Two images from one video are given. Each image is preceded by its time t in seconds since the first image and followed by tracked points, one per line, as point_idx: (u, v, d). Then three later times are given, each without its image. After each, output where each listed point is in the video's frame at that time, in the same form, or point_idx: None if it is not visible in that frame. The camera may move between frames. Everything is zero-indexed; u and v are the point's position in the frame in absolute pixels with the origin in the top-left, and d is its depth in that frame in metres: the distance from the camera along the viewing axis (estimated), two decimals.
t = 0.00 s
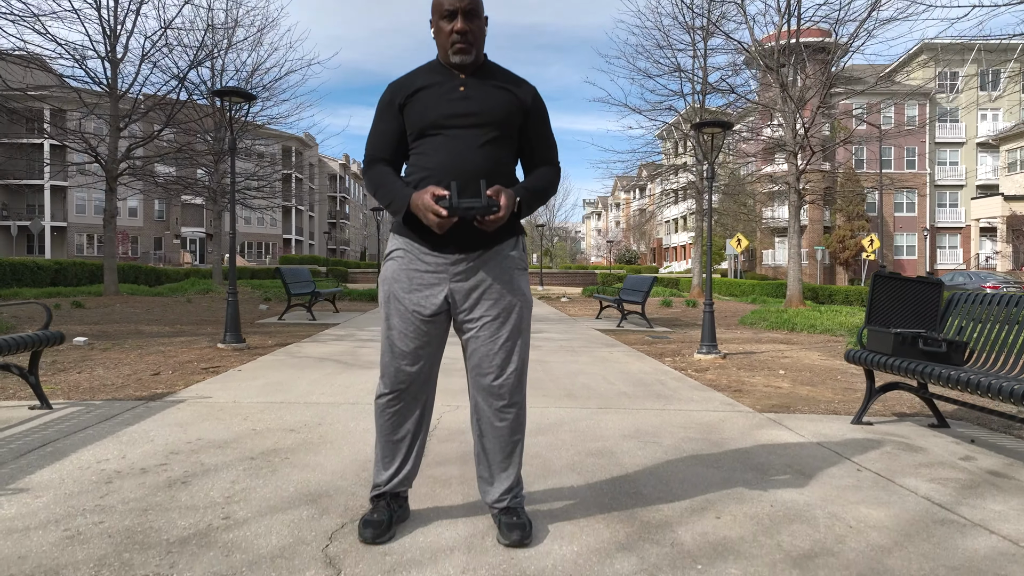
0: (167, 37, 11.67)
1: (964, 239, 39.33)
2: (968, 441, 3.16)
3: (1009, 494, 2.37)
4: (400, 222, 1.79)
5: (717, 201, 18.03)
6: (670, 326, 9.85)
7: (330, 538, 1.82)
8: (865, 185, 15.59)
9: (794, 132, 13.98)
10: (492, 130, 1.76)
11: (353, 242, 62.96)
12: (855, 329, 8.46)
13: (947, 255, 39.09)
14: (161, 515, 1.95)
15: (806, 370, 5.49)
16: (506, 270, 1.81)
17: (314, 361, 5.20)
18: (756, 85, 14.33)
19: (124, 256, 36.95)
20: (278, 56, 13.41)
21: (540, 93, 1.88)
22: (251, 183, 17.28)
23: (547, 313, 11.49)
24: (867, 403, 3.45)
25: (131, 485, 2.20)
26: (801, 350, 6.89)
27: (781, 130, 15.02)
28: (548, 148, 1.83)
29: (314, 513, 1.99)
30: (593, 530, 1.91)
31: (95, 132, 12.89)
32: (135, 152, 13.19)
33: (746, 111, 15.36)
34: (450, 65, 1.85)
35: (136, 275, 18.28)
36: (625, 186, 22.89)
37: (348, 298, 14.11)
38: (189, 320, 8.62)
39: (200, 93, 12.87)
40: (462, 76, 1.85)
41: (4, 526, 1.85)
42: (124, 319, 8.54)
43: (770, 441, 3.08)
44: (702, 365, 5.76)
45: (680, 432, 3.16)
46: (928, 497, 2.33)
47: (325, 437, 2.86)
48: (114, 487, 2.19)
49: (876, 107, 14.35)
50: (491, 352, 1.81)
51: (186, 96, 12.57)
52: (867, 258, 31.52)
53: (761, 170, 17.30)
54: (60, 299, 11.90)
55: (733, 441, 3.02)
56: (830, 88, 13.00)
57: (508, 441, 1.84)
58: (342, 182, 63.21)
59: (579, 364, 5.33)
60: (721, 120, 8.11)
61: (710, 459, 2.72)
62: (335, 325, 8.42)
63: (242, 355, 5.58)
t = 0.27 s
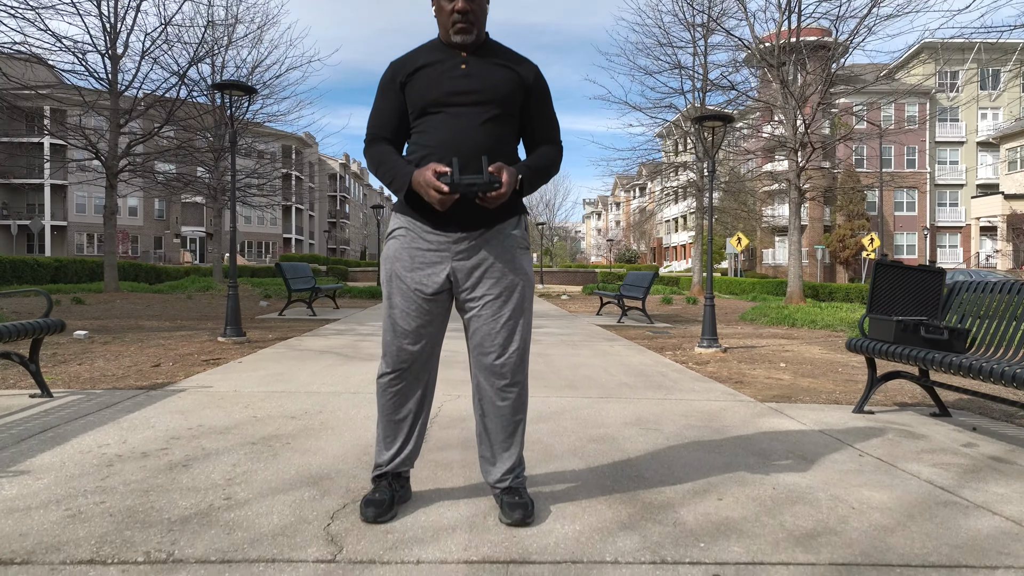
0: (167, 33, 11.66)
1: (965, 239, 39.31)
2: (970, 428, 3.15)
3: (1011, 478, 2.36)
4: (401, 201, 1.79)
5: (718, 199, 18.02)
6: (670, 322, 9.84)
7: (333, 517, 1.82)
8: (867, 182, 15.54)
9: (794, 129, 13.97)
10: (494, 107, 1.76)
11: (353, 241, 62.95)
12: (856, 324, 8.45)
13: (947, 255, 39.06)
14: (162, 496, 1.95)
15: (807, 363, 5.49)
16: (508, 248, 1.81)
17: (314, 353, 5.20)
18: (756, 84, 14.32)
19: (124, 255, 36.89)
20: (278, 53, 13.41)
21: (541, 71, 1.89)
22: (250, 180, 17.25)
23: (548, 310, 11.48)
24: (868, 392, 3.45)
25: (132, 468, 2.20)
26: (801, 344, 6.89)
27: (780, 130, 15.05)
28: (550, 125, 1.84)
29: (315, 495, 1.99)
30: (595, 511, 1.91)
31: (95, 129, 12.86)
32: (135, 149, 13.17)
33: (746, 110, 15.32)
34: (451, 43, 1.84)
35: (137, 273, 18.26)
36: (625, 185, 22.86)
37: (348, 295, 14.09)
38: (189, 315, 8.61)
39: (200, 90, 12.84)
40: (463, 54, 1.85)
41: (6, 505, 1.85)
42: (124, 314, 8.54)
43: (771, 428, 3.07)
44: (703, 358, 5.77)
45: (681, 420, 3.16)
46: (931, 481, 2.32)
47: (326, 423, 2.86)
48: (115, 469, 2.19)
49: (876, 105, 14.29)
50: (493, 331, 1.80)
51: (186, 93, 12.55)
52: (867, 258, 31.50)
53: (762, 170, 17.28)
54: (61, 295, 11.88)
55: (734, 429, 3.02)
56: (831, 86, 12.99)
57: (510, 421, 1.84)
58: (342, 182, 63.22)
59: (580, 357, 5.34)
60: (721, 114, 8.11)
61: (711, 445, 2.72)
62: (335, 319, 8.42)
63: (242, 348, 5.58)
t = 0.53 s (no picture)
0: (167, 30, 11.64)
1: (964, 238, 39.30)
2: (971, 417, 3.15)
3: (1014, 463, 2.36)
4: (402, 180, 1.79)
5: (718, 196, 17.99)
6: (670, 318, 9.84)
7: (334, 498, 1.81)
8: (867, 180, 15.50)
9: (795, 127, 13.96)
10: (496, 85, 1.77)
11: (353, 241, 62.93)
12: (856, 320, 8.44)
13: (947, 254, 39.06)
14: (163, 478, 1.95)
15: (808, 356, 5.49)
16: (509, 228, 1.81)
17: (315, 346, 5.20)
18: (757, 82, 14.31)
19: (123, 254, 36.83)
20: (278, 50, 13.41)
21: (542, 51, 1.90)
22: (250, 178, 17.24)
23: (548, 306, 11.47)
24: (870, 381, 3.44)
25: (133, 452, 2.20)
26: (802, 339, 6.88)
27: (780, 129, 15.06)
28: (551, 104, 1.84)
29: (316, 477, 1.98)
30: (597, 493, 1.90)
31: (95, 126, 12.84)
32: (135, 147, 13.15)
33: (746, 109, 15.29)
34: (452, 24, 1.84)
35: (137, 271, 18.24)
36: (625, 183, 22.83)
37: (348, 293, 14.07)
38: (190, 311, 8.60)
39: (200, 87, 12.82)
40: (465, 34, 1.85)
41: (7, 486, 1.85)
42: (124, 310, 8.53)
43: (772, 417, 3.07)
44: (703, 352, 5.77)
45: (683, 408, 3.16)
46: (933, 465, 2.32)
47: (326, 411, 2.85)
48: (115, 453, 2.19)
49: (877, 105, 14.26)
50: (494, 311, 1.80)
51: (186, 90, 12.53)
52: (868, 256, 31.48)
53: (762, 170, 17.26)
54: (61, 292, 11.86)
55: (736, 417, 3.02)
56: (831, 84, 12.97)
57: (512, 402, 1.83)
58: (342, 181, 63.20)
59: (580, 350, 5.34)
60: (722, 107, 8.10)
61: (713, 432, 2.71)
62: (336, 315, 8.41)
63: (242, 342, 5.58)
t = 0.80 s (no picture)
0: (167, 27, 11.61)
1: (964, 237, 39.31)
2: (973, 407, 3.14)
3: (1015, 449, 2.35)
4: (403, 161, 1.78)
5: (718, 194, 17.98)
6: (671, 315, 9.84)
7: (335, 480, 1.81)
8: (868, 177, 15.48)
9: (795, 125, 13.95)
10: (497, 67, 1.76)
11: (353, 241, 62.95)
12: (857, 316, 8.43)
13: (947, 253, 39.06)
14: (163, 462, 1.94)
15: (808, 350, 5.49)
16: (510, 210, 1.80)
17: (315, 340, 5.20)
18: (757, 81, 14.31)
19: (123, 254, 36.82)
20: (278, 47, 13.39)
21: (543, 33, 1.89)
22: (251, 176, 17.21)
23: (548, 303, 11.47)
24: (871, 371, 3.43)
25: (133, 438, 2.19)
26: (802, 334, 6.88)
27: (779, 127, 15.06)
28: (552, 86, 1.84)
29: (317, 461, 1.98)
30: (598, 476, 1.90)
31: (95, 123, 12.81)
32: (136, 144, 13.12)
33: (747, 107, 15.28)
34: (453, 5, 1.84)
35: (137, 269, 18.24)
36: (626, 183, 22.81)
37: (348, 290, 14.05)
38: (190, 307, 8.60)
39: (200, 85, 12.80)
40: (465, 15, 1.84)
41: (7, 469, 1.85)
42: (124, 306, 8.52)
43: (773, 406, 3.07)
44: (704, 346, 5.77)
45: (684, 398, 3.15)
46: (936, 452, 2.32)
47: (326, 400, 2.85)
48: (116, 439, 2.18)
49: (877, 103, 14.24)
50: (495, 293, 1.80)
51: (186, 87, 12.51)
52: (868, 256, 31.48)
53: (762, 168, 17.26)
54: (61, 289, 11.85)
55: (737, 406, 3.01)
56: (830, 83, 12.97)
57: (513, 383, 1.83)
58: (342, 181, 63.21)
59: (581, 344, 5.33)
60: (723, 101, 8.08)
61: (714, 420, 2.71)
62: (336, 311, 8.41)
63: (243, 336, 5.57)
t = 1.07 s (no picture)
0: (168, 25, 11.60)
1: (964, 236, 39.32)
2: (975, 399, 3.14)
3: (1017, 438, 2.35)
4: (405, 147, 1.78)
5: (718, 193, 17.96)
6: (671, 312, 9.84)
7: (336, 467, 1.80)
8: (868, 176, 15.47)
9: (795, 124, 13.94)
10: (499, 52, 1.76)
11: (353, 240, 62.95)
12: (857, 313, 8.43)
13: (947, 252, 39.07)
14: (164, 449, 1.93)
15: (809, 346, 5.48)
16: (512, 195, 1.80)
17: (315, 335, 5.20)
18: (757, 80, 14.29)
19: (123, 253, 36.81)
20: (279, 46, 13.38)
21: (546, 19, 1.88)
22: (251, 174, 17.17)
23: (549, 301, 11.46)
24: (873, 364, 3.42)
25: (134, 426, 2.19)
26: (803, 330, 6.88)
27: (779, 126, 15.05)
28: (554, 72, 1.83)
29: (318, 449, 1.97)
30: (601, 463, 1.89)
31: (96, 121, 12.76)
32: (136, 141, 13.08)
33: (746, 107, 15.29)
34: None
35: (137, 268, 18.23)
36: (625, 182, 22.81)
37: (349, 288, 14.04)
38: (190, 304, 8.59)
39: (200, 83, 12.78)
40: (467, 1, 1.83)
41: (7, 456, 1.84)
42: (124, 303, 8.52)
43: (775, 398, 3.07)
44: (704, 342, 5.76)
45: (686, 390, 3.15)
46: (938, 441, 2.31)
47: (327, 391, 2.85)
48: (117, 427, 2.18)
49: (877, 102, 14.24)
50: (497, 279, 1.79)
51: (186, 85, 12.49)
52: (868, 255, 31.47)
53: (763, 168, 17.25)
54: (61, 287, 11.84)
55: (739, 398, 3.01)
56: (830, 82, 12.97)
57: (515, 370, 1.82)
58: (342, 181, 63.21)
59: (582, 339, 5.33)
60: (723, 97, 8.08)
61: (716, 411, 2.71)
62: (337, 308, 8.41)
63: (243, 331, 5.57)
